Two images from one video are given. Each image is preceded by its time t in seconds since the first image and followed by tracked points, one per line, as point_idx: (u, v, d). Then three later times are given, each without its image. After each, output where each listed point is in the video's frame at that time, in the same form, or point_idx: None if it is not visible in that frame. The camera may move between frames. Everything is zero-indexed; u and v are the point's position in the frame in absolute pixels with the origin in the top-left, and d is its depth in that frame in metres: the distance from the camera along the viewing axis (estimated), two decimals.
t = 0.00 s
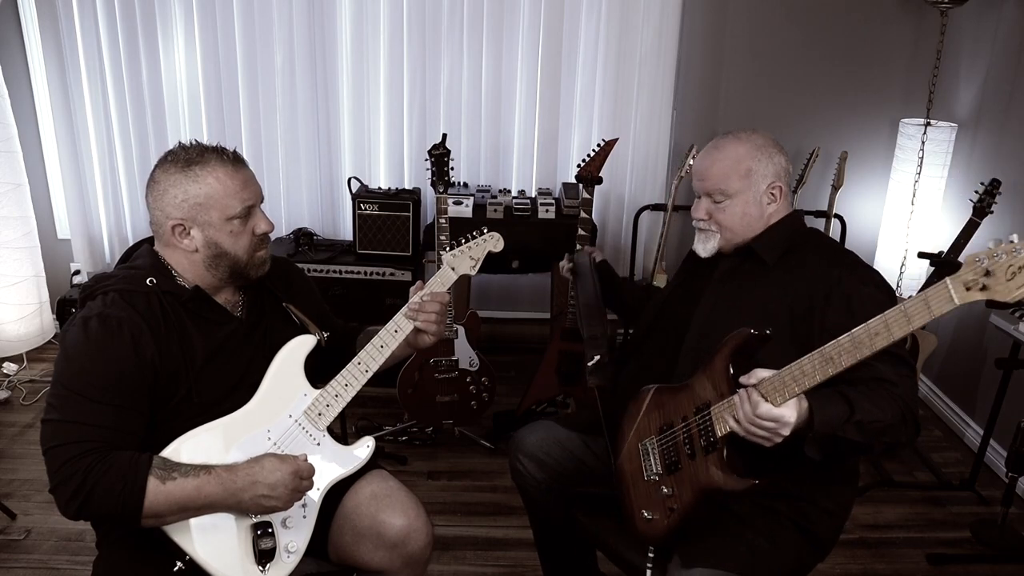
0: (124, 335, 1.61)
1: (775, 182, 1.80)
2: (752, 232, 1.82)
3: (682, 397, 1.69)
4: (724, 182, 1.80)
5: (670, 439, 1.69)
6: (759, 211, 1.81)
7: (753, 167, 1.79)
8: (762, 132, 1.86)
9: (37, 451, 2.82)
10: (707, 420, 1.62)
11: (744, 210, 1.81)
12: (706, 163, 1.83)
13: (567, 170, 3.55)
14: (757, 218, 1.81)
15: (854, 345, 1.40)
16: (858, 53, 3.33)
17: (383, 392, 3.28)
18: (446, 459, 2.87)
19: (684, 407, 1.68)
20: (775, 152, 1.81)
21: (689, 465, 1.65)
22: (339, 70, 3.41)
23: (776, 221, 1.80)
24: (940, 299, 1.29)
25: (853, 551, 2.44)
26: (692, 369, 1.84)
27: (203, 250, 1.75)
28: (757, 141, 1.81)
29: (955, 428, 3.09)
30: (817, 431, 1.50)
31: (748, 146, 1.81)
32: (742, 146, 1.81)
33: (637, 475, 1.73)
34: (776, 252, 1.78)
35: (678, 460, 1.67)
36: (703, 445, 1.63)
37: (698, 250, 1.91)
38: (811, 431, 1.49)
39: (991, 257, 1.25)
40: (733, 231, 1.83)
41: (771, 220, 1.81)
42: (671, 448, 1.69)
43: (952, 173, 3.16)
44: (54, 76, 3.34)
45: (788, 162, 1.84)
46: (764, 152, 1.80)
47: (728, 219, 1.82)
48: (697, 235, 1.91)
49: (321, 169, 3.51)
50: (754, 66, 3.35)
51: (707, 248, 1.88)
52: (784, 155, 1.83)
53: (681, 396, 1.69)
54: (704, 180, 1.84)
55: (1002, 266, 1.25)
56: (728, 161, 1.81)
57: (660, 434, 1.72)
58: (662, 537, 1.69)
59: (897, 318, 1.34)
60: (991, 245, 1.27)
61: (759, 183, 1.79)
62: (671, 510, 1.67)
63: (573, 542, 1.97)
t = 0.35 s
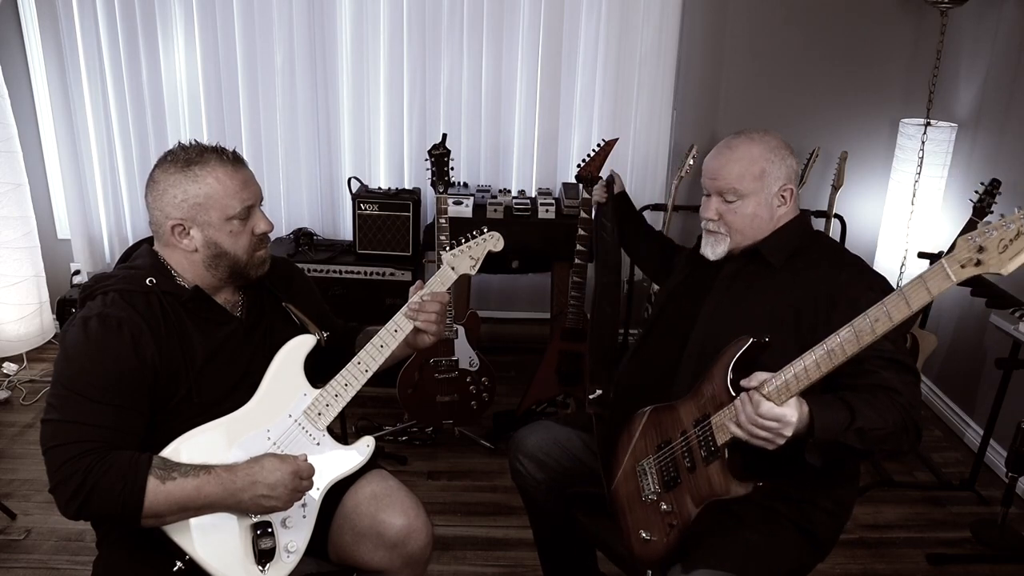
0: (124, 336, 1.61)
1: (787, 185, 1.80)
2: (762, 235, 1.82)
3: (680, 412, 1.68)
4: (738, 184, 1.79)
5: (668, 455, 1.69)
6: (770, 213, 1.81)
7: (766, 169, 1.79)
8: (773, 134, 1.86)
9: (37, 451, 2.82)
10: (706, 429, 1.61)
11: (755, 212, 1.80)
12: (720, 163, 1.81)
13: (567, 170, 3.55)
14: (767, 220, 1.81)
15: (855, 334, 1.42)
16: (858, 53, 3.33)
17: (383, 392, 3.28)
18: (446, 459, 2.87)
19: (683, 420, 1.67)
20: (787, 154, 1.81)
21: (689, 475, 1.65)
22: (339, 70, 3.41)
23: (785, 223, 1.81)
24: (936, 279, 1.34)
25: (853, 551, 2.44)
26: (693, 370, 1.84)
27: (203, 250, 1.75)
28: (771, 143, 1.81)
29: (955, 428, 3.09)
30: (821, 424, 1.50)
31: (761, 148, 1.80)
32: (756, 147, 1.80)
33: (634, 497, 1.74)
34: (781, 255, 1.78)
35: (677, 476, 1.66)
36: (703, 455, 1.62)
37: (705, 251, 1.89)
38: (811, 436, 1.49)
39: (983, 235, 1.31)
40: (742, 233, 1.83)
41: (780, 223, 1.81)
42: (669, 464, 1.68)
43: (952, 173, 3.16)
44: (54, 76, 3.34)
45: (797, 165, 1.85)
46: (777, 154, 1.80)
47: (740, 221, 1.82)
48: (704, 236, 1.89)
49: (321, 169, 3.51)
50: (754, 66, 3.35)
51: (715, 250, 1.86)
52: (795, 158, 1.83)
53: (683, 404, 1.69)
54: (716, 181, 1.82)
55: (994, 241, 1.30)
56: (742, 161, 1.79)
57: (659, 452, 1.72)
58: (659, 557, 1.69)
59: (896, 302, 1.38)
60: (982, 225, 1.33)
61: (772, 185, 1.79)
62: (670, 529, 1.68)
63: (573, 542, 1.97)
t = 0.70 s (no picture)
0: (121, 334, 1.61)
1: (806, 190, 1.80)
2: (778, 240, 1.82)
3: (669, 417, 1.71)
4: (760, 186, 1.78)
5: (656, 460, 1.71)
6: (789, 218, 1.80)
7: (789, 173, 1.78)
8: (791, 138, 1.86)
9: (37, 451, 2.82)
10: (697, 435, 1.65)
11: (775, 216, 1.79)
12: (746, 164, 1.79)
13: (567, 171, 3.55)
14: (785, 224, 1.80)
15: (847, 348, 1.44)
16: (858, 52, 3.33)
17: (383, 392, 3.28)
18: (446, 459, 2.87)
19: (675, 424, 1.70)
20: (807, 159, 1.81)
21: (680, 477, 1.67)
22: (339, 70, 3.41)
23: (802, 228, 1.81)
24: (928, 298, 1.35)
25: (853, 551, 2.44)
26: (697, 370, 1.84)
27: (195, 243, 1.74)
28: (793, 146, 1.80)
29: (955, 428, 3.09)
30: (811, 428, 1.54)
31: (786, 152, 1.79)
32: (779, 150, 1.79)
33: (621, 499, 1.75)
34: (796, 267, 1.77)
35: (665, 479, 1.69)
36: (692, 460, 1.66)
37: (718, 253, 1.87)
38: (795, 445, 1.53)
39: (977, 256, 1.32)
40: (759, 235, 1.82)
41: (797, 227, 1.81)
42: (657, 468, 1.71)
43: (952, 173, 3.16)
44: (54, 76, 3.34)
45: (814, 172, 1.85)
46: (799, 158, 1.80)
47: (759, 224, 1.80)
48: (718, 238, 1.87)
49: (321, 169, 3.51)
50: (754, 66, 3.35)
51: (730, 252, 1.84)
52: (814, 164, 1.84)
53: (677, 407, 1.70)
54: (739, 182, 1.80)
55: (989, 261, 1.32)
56: (765, 163, 1.79)
57: (646, 456, 1.73)
58: (646, 559, 1.72)
59: (890, 319, 1.39)
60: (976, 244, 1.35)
61: (793, 189, 1.79)
62: (656, 531, 1.71)
63: (573, 542, 1.97)
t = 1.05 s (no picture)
0: (114, 332, 1.61)
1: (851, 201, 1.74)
2: (820, 250, 1.75)
3: (653, 422, 1.72)
4: (818, 196, 1.68)
5: (643, 465, 1.72)
6: (836, 229, 1.74)
7: (842, 183, 1.70)
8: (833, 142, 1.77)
9: (37, 451, 2.82)
10: (677, 433, 1.65)
11: (825, 227, 1.71)
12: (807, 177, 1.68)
13: (567, 170, 3.55)
14: (831, 236, 1.74)
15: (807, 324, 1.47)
16: (858, 52, 3.33)
17: (383, 392, 3.28)
18: (445, 459, 2.87)
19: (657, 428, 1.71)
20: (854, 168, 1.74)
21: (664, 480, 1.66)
22: (339, 70, 3.41)
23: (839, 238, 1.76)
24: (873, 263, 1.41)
25: (853, 551, 2.44)
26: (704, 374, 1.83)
27: (184, 237, 1.74)
28: (846, 154, 1.72)
29: (955, 428, 3.09)
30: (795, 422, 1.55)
31: (839, 160, 1.70)
32: (836, 157, 1.70)
33: (612, 509, 1.76)
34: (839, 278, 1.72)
35: (652, 483, 1.69)
36: (675, 458, 1.64)
37: (762, 263, 1.75)
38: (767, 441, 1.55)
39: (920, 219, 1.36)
40: (805, 247, 1.73)
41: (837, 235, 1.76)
42: (644, 473, 1.71)
43: (952, 173, 3.16)
44: (54, 76, 3.35)
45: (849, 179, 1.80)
46: (850, 168, 1.72)
47: (808, 235, 1.71)
48: (762, 247, 1.74)
49: (321, 169, 3.51)
50: (754, 66, 3.35)
51: (776, 264, 1.73)
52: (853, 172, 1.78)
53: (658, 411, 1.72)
54: (796, 193, 1.69)
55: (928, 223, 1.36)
56: (824, 172, 1.68)
57: (633, 462, 1.74)
58: (638, 564, 1.71)
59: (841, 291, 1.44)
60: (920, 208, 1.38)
61: (844, 200, 1.72)
62: (646, 533, 1.69)
63: (573, 544, 1.96)
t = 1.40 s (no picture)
0: (111, 333, 1.61)
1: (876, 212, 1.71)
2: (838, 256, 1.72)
3: (649, 418, 1.71)
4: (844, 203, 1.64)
5: (641, 460, 1.67)
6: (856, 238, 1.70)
7: (868, 195, 1.64)
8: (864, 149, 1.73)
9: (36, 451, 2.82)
10: (666, 413, 1.61)
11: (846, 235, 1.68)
12: (839, 185, 1.60)
13: (567, 170, 3.55)
14: (850, 244, 1.71)
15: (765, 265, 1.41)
16: (858, 52, 3.33)
17: (383, 392, 3.28)
18: (446, 459, 2.87)
19: (652, 424, 1.68)
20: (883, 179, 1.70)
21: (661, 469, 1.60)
22: (339, 70, 3.41)
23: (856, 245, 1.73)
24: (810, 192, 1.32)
25: (853, 551, 2.44)
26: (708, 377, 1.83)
27: (178, 238, 1.74)
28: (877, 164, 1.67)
29: (955, 428, 3.09)
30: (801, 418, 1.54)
31: (868, 171, 1.63)
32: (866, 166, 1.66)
33: (617, 511, 1.71)
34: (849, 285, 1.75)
35: (648, 472, 1.63)
36: (666, 438, 1.59)
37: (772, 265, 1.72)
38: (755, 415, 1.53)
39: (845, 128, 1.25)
40: (823, 253, 1.70)
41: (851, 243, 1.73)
42: (642, 466, 1.66)
43: (953, 173, 3.16)
44: (54, 76, 3.35)
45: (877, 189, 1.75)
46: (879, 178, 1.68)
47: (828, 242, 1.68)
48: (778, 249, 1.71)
49: (321, 169, 3.52)
50: (754, 66, 3.35)
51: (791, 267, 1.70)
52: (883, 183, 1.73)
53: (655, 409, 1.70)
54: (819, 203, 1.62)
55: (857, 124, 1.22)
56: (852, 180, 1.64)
57: (633, 461, 1.71)
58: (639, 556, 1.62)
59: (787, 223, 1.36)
60: (849, 118, 1.26)
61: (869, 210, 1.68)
62: (644, 522, 1.61)
63: (573, 545, 1.96)
